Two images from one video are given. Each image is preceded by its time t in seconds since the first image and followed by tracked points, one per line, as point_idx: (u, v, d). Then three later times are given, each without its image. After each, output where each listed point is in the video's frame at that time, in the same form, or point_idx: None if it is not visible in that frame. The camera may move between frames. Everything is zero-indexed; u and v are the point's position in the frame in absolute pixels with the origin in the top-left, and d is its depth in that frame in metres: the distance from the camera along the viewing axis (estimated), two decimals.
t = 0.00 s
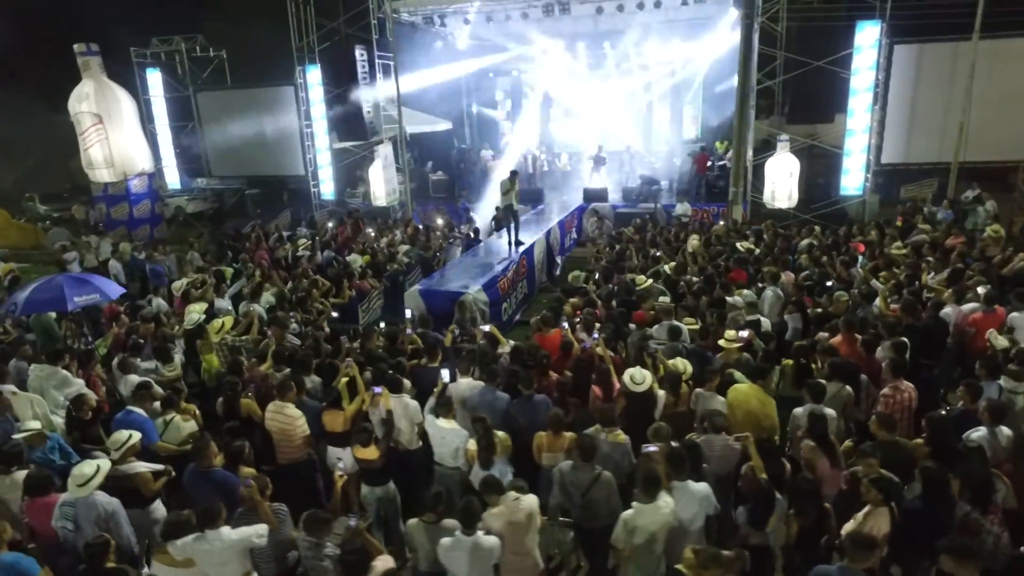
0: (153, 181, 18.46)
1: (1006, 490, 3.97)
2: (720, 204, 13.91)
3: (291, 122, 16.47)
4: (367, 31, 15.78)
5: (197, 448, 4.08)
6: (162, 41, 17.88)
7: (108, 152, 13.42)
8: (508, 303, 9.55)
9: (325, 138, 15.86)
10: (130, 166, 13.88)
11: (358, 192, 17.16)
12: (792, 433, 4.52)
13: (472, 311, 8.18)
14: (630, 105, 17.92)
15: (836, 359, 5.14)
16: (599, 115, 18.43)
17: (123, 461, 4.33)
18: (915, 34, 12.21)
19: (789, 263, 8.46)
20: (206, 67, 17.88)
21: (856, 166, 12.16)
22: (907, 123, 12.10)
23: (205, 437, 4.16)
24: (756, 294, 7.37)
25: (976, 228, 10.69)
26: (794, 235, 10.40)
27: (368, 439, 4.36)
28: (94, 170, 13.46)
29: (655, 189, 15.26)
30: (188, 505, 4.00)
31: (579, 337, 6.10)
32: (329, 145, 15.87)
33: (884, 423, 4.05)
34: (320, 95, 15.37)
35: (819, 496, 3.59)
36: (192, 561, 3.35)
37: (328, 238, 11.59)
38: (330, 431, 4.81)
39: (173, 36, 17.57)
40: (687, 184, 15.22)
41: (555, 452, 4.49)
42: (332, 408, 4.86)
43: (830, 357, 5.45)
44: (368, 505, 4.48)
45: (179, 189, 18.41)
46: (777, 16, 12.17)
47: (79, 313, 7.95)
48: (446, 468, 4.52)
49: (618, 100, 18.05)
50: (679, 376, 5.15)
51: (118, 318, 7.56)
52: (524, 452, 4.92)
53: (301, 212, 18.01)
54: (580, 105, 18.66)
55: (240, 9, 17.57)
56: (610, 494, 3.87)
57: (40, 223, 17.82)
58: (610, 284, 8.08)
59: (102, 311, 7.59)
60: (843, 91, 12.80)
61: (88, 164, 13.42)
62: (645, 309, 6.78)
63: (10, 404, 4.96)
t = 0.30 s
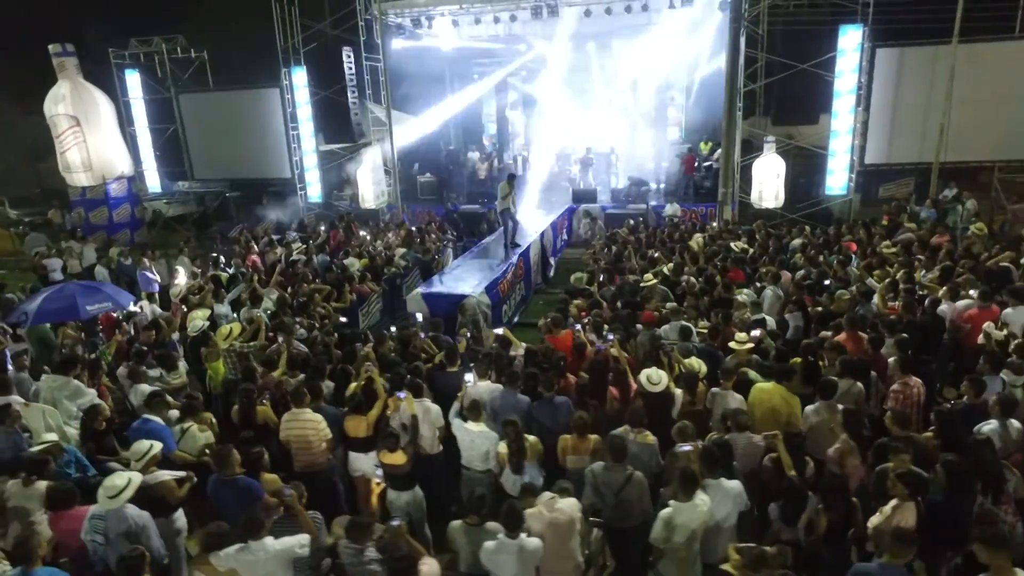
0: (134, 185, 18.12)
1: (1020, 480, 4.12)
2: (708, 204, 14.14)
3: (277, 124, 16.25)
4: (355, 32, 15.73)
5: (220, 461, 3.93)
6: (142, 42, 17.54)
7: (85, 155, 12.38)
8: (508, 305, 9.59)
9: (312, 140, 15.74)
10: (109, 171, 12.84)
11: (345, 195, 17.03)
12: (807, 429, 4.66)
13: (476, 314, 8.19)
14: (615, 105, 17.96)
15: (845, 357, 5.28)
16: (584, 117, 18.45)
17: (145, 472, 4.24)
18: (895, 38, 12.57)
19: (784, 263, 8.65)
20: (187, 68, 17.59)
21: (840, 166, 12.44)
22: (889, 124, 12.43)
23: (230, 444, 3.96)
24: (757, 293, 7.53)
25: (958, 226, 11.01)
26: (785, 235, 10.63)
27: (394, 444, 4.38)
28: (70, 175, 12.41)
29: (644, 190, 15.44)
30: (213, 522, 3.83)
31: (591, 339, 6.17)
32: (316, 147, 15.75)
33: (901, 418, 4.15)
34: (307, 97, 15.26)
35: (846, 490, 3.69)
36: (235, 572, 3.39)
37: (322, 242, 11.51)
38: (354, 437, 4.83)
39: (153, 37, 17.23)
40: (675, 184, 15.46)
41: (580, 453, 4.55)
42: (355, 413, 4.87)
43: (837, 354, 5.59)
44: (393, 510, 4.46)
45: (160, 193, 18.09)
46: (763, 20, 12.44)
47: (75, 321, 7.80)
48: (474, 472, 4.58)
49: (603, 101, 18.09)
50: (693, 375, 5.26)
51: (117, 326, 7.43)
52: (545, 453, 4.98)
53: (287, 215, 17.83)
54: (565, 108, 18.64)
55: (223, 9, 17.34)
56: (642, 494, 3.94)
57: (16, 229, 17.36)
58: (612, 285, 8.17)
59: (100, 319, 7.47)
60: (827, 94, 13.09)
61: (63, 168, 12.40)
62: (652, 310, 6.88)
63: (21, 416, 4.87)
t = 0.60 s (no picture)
0: (122, 188, 17.89)
1: None
2: (702, 205, 14.33)
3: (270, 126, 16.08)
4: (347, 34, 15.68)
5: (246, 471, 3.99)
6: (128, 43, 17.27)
7: (71, 157, 13.11)
8: (512, 307, 9.65)
9: (305, 142, 15.64)
10: (95, 173, 13.60)
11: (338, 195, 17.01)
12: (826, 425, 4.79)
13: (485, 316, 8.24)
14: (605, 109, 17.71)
15: (859, 355, 5.41)
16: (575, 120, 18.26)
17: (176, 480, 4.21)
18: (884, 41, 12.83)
19: (786, 263, 8.82)
20: (176, 70, 17.37)
21: (832, 167, 12.67)
22: (880, 126, 12.72)
23: (262, 453, 3.90)
24: (763, 294, 7.67)
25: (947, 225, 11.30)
26: (782, 236, 10.84)
27: (426, 448, 4.43)
28: (57, 176, 13.18)
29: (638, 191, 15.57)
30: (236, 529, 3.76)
31: (606, 340, 6.23)
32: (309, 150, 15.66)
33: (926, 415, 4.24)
34: (300, 99, 15.16)
35: (876, 486, 3.79)
36: None
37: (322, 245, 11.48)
38: (381, 441, 4.84)
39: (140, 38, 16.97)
40: (669, 185, 15.62)
41: (607, 453, 4.62)
42: (382, 418, 4.89)
43: (849, 353, 5.71)
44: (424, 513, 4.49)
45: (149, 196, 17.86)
46: (756, 24, 12.61)
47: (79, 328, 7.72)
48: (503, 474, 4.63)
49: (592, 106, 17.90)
50: (712, 374, 5.36)
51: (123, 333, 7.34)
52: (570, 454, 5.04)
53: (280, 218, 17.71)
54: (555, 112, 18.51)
55: (212, 10, 17.16)
56: (676, 493, 4.02)
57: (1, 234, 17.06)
58: (619, 286, 8.24)
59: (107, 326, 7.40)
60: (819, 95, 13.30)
61: (51, 170, 13.14)
62: (663, 311, 6.97)
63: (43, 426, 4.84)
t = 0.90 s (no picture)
0: (113, 191, 17.66)
1: None
2: (699, 206, 14.49)
3: (265, 128, 15.94)
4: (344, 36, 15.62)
5: (274, 485, 4.05)
6: (119, 44, 17.04)
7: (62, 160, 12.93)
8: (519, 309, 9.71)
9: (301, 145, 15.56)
10: (87, 176, 13.45)
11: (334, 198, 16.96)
12: (847, 423, 4.90)
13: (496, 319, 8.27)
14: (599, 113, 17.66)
15: (874, 354, 5.54)
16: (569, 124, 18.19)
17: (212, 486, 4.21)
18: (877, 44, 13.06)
19: (790, 263, 8.96)
20: (168, 72, 17.15)
21: (826, 168, 12.88)
22: (873, 128, 12.95)
23: (308, 460, 3.95)
24: (771, 294, 7.80)
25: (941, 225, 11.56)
26: (782, 236, 11.03)
27: (460, 452, 4.46)
28: (47, 179, 12.98)
29: (634, 193, 15.70)
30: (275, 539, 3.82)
31: (624, 341, 6.30)
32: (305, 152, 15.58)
33: (949, 412, 4.36)
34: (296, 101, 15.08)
35: (905, 482, 3.89)
36: None
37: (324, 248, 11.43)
38: (411, 444, 4.88)
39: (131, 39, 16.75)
40: (666, 186, 15.76)
41: (636, 454, 4.69)
42: (410, 422, 4.92)
43: (863, 352, 5.84)
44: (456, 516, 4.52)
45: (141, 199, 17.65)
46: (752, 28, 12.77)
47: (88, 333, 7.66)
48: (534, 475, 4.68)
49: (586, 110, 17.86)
50: (731, 374, 5.47)
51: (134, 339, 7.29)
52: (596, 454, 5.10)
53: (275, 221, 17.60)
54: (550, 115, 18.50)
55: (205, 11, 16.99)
56: (710, 492, 4.10)
57: None
58: (628, 288, 8.32)
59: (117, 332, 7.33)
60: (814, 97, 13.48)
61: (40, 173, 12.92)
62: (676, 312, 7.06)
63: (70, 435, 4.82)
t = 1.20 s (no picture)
0: (109, 194, 17.49)
1: None
2: (699, 207, 14.62)
3: (264, 131, 15.84)
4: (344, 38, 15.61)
5: (314, 500, 4.10)
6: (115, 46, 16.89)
7: (56, 163, 11.77)
8: (528, 311, 9.77)
9: (300, 147, 15.51)
10: (81, 178, 12.26)
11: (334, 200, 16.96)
12: (868, 421, 5.01)
13: (509, 321, 8.33)
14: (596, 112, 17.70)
15: (891, 353, 5.64)
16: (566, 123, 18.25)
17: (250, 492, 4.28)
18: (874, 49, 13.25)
19: (797, 264, 9.10)
20: (164, 74, 17.00)
21: (824, 169, 13.07)
22: (871, 130, 13.16)
23: (354, 466, 4.10)
24: (782, 295, 7.92)
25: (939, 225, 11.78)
26: (784, 237, 11.20)
27: (494, 454, 4.53)
28: (41, 184, 11.89)
29: (632, 195, 15.81)
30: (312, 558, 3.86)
31: (643, 343, 6.37)
32: (304, 154, 15.54)
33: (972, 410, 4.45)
34: (295, 104, 15.02)
35: (936, 480, 3.98)
36: None
37: (329, 252, 11.42)
38: (441, 447, 4.93)
39: (128, 41, 16.61)
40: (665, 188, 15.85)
41: (666, 454, 4.76)
42: (440, 425, 4.96)
43: (878, 352, 5.96)
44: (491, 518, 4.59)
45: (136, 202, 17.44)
46: (751, 32, 12.90)
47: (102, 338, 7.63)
48: (562, 476, 4.77)
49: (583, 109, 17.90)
50: (752, 375, 5.56)
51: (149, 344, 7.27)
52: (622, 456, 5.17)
53: (273, 223, 17.45)
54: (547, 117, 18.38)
55: (202, 13, 16.88)
56: (743, 491, 4.18)
57: None
58: (640, 290, 8.41)
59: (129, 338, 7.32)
60: (811, 100, 13.67)
61: (34, 177, 11.85)
62: (691, 313, 7.17)
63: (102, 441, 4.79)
